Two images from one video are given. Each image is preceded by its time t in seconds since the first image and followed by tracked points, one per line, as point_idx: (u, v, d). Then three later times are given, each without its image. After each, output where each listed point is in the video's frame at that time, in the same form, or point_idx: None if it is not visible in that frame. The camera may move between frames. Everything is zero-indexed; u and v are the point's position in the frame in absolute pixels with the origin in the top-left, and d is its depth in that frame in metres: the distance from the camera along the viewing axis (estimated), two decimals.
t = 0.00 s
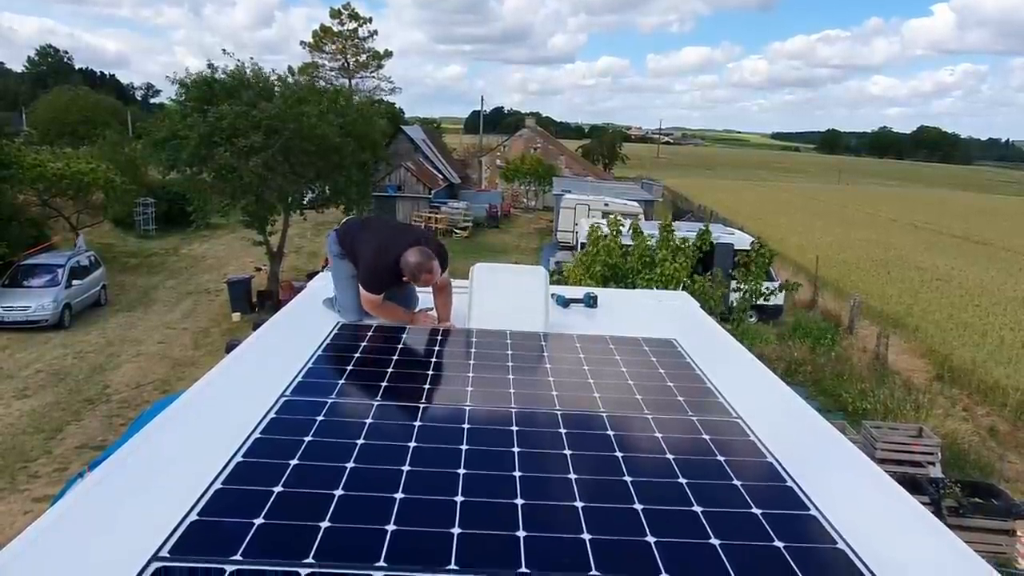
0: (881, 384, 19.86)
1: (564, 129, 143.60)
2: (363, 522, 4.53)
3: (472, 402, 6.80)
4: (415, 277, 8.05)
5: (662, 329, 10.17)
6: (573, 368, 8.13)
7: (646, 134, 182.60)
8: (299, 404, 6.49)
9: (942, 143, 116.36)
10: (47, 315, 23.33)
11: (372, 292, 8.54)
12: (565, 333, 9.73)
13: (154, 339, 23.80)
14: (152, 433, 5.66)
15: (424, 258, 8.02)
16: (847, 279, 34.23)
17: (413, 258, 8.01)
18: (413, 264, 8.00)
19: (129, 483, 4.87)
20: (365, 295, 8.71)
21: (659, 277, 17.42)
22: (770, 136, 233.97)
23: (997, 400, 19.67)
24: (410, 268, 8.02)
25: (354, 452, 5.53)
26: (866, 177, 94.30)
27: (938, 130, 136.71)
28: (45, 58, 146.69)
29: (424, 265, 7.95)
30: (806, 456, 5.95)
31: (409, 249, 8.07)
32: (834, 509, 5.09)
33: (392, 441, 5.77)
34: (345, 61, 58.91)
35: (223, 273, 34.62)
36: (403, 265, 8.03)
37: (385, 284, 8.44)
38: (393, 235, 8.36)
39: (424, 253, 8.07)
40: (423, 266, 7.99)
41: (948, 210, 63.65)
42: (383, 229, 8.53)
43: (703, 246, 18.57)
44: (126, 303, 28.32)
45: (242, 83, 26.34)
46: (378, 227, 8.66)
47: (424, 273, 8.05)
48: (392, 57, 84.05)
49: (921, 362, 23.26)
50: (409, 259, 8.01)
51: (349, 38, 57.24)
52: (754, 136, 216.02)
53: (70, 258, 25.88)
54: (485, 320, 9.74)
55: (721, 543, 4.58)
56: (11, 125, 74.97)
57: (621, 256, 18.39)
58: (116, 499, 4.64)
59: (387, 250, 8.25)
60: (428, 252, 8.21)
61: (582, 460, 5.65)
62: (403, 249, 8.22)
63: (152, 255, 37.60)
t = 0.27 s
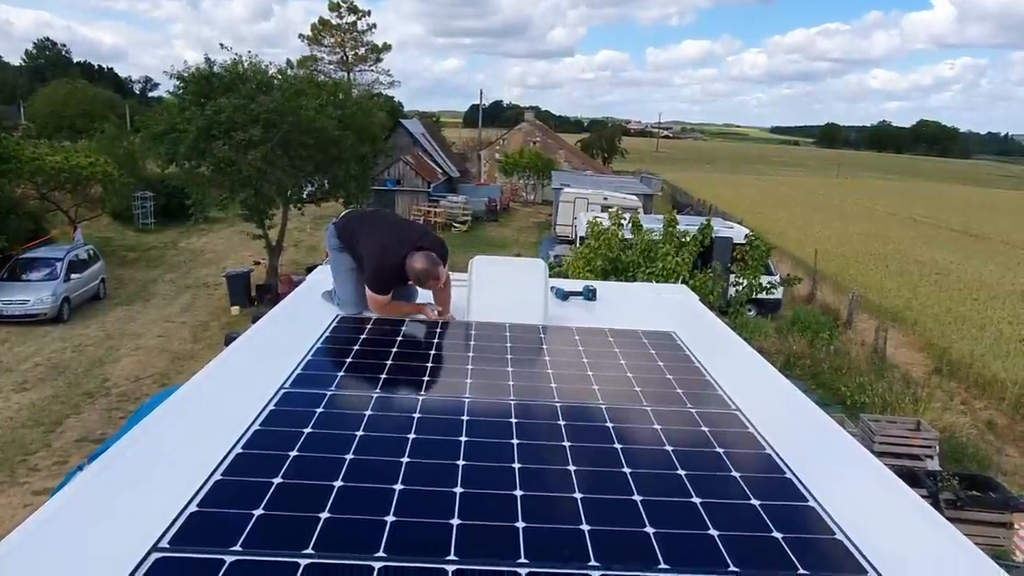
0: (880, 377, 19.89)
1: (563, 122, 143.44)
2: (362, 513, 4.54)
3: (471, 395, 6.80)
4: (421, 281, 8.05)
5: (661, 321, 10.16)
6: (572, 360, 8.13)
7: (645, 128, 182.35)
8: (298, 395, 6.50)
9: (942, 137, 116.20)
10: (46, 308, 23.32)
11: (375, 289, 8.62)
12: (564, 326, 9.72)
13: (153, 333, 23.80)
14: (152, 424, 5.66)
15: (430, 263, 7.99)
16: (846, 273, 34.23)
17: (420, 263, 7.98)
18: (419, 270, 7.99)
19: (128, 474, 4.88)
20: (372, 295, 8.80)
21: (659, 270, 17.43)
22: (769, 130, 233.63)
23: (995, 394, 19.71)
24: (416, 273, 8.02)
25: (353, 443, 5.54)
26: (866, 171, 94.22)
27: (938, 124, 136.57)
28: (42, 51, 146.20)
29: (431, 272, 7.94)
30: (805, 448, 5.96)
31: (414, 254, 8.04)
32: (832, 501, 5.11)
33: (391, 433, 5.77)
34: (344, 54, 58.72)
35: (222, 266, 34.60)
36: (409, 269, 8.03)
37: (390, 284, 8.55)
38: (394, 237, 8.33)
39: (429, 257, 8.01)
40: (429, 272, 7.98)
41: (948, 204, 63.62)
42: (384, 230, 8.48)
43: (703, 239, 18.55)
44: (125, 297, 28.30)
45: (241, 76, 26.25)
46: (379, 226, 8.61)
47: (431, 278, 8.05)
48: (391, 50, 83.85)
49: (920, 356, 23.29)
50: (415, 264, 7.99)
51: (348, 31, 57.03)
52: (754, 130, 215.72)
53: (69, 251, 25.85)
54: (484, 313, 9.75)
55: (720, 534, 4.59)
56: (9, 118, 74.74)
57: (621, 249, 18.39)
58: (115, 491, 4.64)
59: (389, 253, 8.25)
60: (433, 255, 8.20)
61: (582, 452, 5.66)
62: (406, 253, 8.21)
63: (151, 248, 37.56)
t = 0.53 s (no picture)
0: (879, 368, 19.94)
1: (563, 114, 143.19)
2: (361, 502, 4.54)
3: (470, 384, 6.82)
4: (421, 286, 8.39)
5: (660, 312, 10.17)
6: (571, 350, 8.15)
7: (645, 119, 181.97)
8: (297, 386, 6.50)
9: (942, 128, 115.94)
10: (45, 300, 23.30)
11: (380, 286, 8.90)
12: (563, 317, 9.73)
13: (153, 324, 23.81)
14: (151, 414, 5.66)
15: (429, 269, 8.27)
16: (846, 264, 34.24)
17: (419, 270, 8.27)
18: (418, 276, 8.30)
19: (127, 464, 4.89)
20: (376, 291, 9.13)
21: (658, 262, 17.41)
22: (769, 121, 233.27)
23: (993, 384, 19.75)
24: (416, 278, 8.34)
25: (352, 433, 5.55)
26: (866, 162, 94.10)
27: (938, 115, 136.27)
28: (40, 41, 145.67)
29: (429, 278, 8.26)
30: (803, 438, 5.97)
31: (414, 259, 8.32)
32: (830, 491, 5.12)
33: (390, 423, 5.77)
34: (343, 45, 58.49)
35: (222, 258, 34.57)
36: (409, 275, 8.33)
37: (394, 280, 8.88)
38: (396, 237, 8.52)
39: (428, 263, 8.27)
40: (428, 278, 8.30)
41: (948, 195, 63.55)
42: (386, 228, 8.65)
43: (702, 231, 18.54)
44: (124, 288, 28.29)
45: (239, 67, 26.16)
46: (380, 223, 8.75)
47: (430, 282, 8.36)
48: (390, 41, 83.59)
49: (919, 347, 23.33)
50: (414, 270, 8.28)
51: (347, 21, 56.81)
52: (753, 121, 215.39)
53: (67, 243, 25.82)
54: (483, 304, 9.75)
55: (719, 523, 4.60)
56: (6, 109, 74.59)
57: (620, 241, 18.38)
58: (114, 480, 4.66)
59: (391, 254, 8.50)
60: (433, 258, 8.47)
61: (581, 443, 5.67)
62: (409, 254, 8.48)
63: (150, 240, 37.52)
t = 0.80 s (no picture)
0: (877, 355, 19.97)
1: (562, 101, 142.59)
2: (360, 486, 4.55)
3: (470, 369, 6.82)
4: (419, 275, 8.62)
5: (660, 298, 10.15)
6: (570, 336, 8.15)
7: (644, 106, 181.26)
8: (296, 370, 6.50)
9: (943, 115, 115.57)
10: (44, 288, 23.27)
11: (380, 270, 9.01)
12: (563, 303, 9.73)
13: (152, 312, 23.81)
14: (150, 399, 5.66)
15: (427, 261, 8.46)
16: (845, 252, 34.23)
17: (417, 261, 8.48)
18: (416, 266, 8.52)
19: (126, 447, 4.90)
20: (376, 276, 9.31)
21: (657, 248, 17.38)
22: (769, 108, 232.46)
23: (991, 371, 19.81)
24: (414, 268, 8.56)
25: (351, 418, 5.55)
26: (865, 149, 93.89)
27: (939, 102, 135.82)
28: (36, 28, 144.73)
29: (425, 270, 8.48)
30: (802, 423, 5.98)
31: (414, 250, 8.50)
32: (829, 474, 5.13)
33: (389, 408, 5.77)
34: (340, 31, 58.14)
35: (220, 245, 34.50)
36: (407, 265, 8.54)
37: (394, 266, 9.03)
38: (399, 225, 8.66)
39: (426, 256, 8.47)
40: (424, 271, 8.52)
41: (948, 182, 63.46)
42: (390, 215, 8.78)
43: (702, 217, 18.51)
44: (123, 276, 28.26)
45: (236, 53, 26.00)
46: (385, 210, 8.88)
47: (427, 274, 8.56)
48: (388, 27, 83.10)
49: (918, 334, 23.36)
50: (412, 261, 8.48)
51: (344, 7, 56.43)
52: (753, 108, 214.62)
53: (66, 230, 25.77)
54: (482, 290, 9.73)
55: (717, 507, 4.61)
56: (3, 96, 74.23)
57: (620, 228, 18.35)
58: (114, 464, 4.66)
59: (393, 243, 8.67)
60: (433, 252, 8.61)
61: (580, 427, 5.68)
62: (410, 243, 8.63)
63: (149, 228, 37.44)
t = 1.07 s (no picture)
0: (877, 340, 19.97)
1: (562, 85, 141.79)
2: (360, 470, 4.52)
3: (469, 353, 6.78)
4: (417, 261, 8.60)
5: (660, 282, 10.11)
6: (571, 320, 8.12)
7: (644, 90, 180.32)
8: (295, 354, 6.46)
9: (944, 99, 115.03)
10: (44, 273, 23.21)
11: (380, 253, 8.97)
12: (563, 286, 9.68)
13: (152, 297, 23.76)
14: (148, 382, 5.62)
15: (424, 250, 8.42)
16: (845, 236, 34.16)
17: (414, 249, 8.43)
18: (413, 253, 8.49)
19: (124, 430, 4.86)
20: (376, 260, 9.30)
21: (657, 232, 17.32)
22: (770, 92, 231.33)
23: (991, 355, 19.83)
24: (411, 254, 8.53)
25: (350, 402, 5.51)
26: (866, 133, 93.55)
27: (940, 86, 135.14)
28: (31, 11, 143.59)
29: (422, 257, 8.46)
30: (803, 406, 5.96)
31: (411, 237, 8.43)
32: (830, 457, 5.10)
33: (389, 392, 5.74)
34: (338, 15, 57.67)
35: (219, 230, 34.40)
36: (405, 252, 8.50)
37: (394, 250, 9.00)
38: (399, 212, 8.59)
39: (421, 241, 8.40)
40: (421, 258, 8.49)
41: (949, 167, 63.26)
42: (390, 201, 8.71)
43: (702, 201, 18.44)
44: (122, 261, 28.19)
45: (235, 37, 25.78)
46: (386, 194, 8.82)
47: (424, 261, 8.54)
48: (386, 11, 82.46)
49: (917, 319, 23.36)
50: (410, 248, 8.44)
51: None
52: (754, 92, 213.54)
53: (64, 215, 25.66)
54: (482, 274, 9.69)
55: (718, 490, 4.58)
56: None
57: (620, 212, 18.27)
58: (111, 447, 4.63)
59: (393, 228, 8.62)
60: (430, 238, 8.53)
61: (581, 411, 5.65)
62: (410, 229, 8.58)
63: (147, 213, 37.31)
